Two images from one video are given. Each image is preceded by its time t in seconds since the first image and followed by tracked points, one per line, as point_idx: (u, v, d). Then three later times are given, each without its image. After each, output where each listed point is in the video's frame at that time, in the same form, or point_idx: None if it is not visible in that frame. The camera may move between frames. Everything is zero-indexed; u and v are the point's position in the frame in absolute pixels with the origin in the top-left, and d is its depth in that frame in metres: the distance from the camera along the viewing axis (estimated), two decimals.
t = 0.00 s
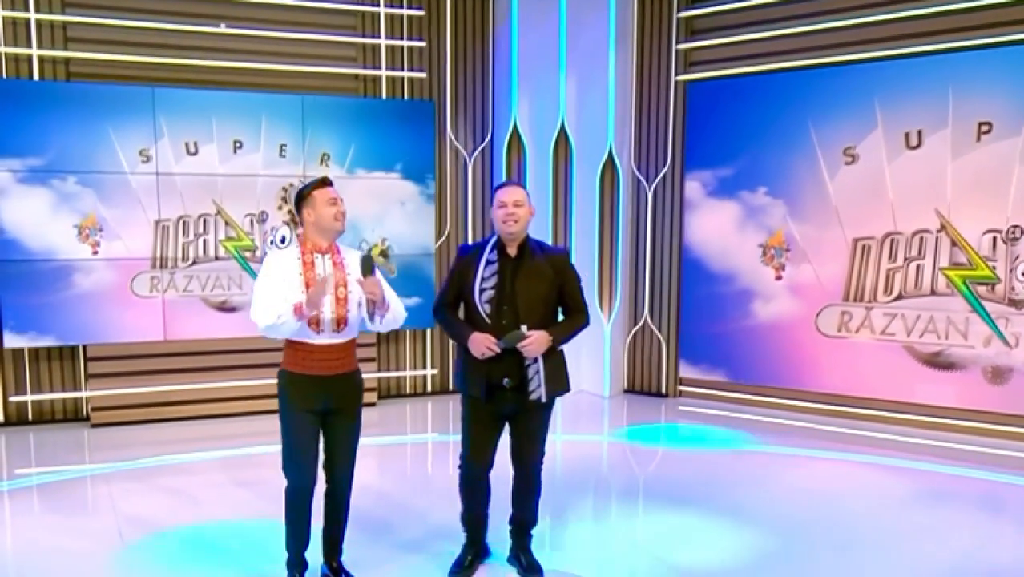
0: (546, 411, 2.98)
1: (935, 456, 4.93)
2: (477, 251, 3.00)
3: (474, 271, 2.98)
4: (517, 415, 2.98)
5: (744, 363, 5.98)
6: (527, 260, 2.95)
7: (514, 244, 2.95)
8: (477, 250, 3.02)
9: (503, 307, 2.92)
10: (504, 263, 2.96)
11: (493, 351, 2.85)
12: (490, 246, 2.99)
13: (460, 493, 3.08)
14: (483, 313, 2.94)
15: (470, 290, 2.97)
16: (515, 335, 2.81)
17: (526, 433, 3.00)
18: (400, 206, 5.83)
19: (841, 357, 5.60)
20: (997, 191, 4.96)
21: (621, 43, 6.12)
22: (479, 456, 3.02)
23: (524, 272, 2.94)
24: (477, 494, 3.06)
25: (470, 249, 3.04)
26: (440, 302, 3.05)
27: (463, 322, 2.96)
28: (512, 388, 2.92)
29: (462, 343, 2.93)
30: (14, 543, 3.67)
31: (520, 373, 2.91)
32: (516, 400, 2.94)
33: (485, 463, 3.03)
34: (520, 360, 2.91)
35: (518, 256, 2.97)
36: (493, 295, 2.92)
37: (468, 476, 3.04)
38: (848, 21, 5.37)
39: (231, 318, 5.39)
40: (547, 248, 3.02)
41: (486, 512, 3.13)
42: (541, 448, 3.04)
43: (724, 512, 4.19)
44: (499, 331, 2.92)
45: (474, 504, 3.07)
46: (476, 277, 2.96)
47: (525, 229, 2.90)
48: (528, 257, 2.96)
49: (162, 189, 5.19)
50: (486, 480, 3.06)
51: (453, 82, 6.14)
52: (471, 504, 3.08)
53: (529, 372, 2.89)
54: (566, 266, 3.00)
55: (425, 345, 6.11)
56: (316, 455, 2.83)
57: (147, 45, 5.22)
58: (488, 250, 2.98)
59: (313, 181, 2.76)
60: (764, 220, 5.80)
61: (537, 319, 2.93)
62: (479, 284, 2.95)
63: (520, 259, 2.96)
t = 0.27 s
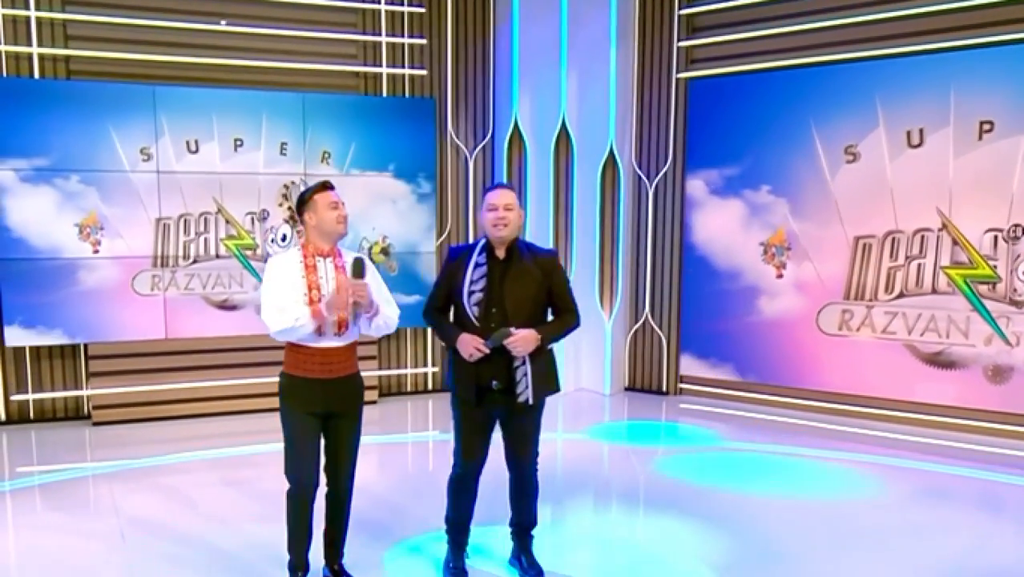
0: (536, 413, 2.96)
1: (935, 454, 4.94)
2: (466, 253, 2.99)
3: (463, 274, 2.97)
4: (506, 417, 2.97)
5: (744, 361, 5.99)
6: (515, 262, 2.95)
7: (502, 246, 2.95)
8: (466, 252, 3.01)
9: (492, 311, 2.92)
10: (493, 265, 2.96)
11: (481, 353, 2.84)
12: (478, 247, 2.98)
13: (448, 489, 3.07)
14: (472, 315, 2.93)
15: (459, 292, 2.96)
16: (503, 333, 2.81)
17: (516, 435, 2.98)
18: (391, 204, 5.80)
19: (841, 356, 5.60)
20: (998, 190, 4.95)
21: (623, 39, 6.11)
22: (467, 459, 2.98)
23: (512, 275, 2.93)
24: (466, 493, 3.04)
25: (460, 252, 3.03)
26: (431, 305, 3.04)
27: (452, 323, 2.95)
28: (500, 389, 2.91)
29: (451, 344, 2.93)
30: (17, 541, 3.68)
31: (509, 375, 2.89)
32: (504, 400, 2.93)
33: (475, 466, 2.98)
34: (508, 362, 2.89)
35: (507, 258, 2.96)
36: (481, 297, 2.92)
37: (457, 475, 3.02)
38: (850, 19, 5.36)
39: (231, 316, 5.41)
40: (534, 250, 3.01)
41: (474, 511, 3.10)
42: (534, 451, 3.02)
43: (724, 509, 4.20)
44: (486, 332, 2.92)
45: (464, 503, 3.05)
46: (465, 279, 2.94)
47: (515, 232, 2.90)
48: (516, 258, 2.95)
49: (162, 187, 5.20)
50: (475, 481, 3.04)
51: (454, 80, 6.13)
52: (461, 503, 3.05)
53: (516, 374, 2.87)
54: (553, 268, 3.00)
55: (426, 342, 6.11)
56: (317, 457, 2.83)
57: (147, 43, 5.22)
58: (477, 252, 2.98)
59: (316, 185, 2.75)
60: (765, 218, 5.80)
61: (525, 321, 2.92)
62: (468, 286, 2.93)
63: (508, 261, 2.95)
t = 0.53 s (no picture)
0: (520, 418, 2.97)
1: (936, 453, 4.93)
2: (449, 258, 2.97)
3: (446, 280, 2.95)
4: (491, 421, 2.98)
5: (746, 358, 5.98)
6: (500, 268, 2.95)
7: (487, 253, 2.95)
8: (449, 257, 2.99)
9: (476, 318, 2.92)
10: (478, 270, 2.95)
11: (466, 356, 2.81)
12: (462, 253, 2.98)
13: (441, 497, 3.08)
14: (456, 321, 2.93)
15: (442, 298, 2.95)
16: (487, 336, 2.83)
17: (502, 441, 2.97)
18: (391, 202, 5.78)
19: (843, 354, 5.59)
20: (1002, 188, 4.93)
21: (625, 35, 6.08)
22: (454, 464, 3.00)
23: (496, 282, 2.94)
24: (457, 497, 3.06)
25: (440, 256, 3.00)
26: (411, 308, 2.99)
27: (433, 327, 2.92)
28: (482, 394, 2.93)
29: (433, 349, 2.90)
30: (17, 541, 3.68)
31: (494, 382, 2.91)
32: (488, 405, 2.95)
33: (462, 468, 3.02)
34: (494, 370, 2.91)
35: (491, 264, 2.97)
36: (467, 304, 2.92)
37: (447, 481, 3.03)
38: (853, 16, 5.33)
39: (232, 314, 5.40)
40: (517, 256, 3.02)
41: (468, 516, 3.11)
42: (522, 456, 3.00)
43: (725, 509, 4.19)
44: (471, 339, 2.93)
45: (456, 508, 3.06)
46: (449, 286, 2.94)
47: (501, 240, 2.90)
48: (500, 265, 2.96)
49: (163, 185, 5.19)
50: (464, 485, 3.06)
51: (456, 76, 6.11)
52: (454, 509, 3.06)
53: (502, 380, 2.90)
54: (537, 274, 3.00)
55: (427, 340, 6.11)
56: (318, 461, 2.82)
57: (146, 40, 5.19)
58: (461, 258, 2.97)
59: (313, 188, 2.73)
60: (767, 216, 5.78)
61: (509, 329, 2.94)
62: (452, 293, 2.92)
63: (493, 267, 2.95)
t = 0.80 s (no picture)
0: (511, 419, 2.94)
1: (939, 451, 4.91)
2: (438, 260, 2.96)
3: (435, 281, 2.93)
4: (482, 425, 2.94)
5: (747, 355, 5.96)
6: (489, 269, 2.93)
7: (476, 255, 2.93)
8: (438, 259, 2.97)
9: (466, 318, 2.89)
10: (467, 272, 2.93)
11: (463, 344, 2.74)
12: (450, 255, 2.96)
13: (438, 499, 3.06)
14: (446, 322, 2.89)
15: (431, 299, 2.92)
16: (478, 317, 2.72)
17: (493, 443, 2.95)
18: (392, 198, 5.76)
19: (846, 351, 5.57)
20: (1007, 186, 4.90)
21: (628, 29, 6.03)
22: (448, 465, 2.99)
23: (486, 283, 2.91)
24: (454, 500, 3.03)
25: (430, 259, 2.99)
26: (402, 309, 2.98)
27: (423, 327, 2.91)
28: (473, 397, 2.89)
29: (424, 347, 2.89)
30: (16, 541, 3.66)
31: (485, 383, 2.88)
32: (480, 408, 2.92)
33: (458, 469, 3.00)
34: (483, 370, 2.89)
35: (480, 266, 2.94)
36: (456, 305, 2.89)
37: (444, 482, 3.01)
38: (858, 11, 5.28)
39: (232, 311, 5.39)
40: (505, 256, 3.00)
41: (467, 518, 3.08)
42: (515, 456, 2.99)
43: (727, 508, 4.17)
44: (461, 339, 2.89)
45: (454, 510, 3.03)
46: (438, 287, 2.91)
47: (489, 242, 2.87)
48: (489, 266, 2.94)
49: (162, 181, 5.16)
50: (461, 488, 3.03)
51: (457, 71, 6.07)
52: (451, 512, 3.03)
53: (490, 378, 2.87)
54: (527, 276, 2.98)
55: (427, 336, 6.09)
56: (319, 463, 2.79)
57: (145, 35, 5.15)
58: (451, 260, 2.95)
59: (312, 191, 2.70)
60: (770, 212, 5.75)
61: (499, 328, 2.91)
62: (441, 295, 2.90)
63: (482, 269, 2.93)
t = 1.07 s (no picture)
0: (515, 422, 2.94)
1: (941, 449, 4.89)
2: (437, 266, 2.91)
3: (437, 289, 2.89)
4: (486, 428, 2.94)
5: (750, 352, 5.94)
6: (491, 271, 2.90)
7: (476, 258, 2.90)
8: (436, 265, 2.93)
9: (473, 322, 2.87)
10: (468, 276, 2.90)
11: (467, 357, 2.71)
12: (448, 260, 2.92)
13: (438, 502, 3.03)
14: (452, 329, 2.87)
15: (434, 307, 2.89)
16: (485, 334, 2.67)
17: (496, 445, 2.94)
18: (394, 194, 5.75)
19: (849, 349, 5.55)
20: (1012, 182, 4.86)
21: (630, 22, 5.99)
22: (449, 468, 2.97)
23: (489, 286, 2.88)
24: (455, 504, 3.00)
25: (425, 265, 2.94)
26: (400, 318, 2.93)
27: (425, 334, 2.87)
28: (478, 399, 2.90)
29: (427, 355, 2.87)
30: (16, 539, 3.65)
31: (492, 385, 2.88)
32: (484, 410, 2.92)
33: (457, 472, 2.98)
34: (491, 373, 2.88)
35: (480, 268, 2.92)
36: (462, 311, 2.86)
37: (444, 486, 2.99)
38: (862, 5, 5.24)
39: (232, 308, 5.38)
40: (504, 256, 2.98)
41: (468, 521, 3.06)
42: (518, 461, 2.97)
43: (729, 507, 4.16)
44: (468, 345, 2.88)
45: (455, 515, 3.00)
46: (441, 293, 2.88)
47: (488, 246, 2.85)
48: (490, 268, 2.91)
49: (161, 178, 5.14)
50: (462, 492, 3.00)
51: (458, 66, 6.04)
52: (452, 515, 3.01)
53: (497, 380, 2.87)
54: (526, 275, 2.97)
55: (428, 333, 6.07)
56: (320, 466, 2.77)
57: (144, 29, 5.11)
58: (450, 265, 2.91)
59: (311, 194, 2.67)
60: (774, 208, 5.72)
61: (505, 331, 2.90)
62: (446, 301, 2.87)
63: (483, 272, 2.91)
